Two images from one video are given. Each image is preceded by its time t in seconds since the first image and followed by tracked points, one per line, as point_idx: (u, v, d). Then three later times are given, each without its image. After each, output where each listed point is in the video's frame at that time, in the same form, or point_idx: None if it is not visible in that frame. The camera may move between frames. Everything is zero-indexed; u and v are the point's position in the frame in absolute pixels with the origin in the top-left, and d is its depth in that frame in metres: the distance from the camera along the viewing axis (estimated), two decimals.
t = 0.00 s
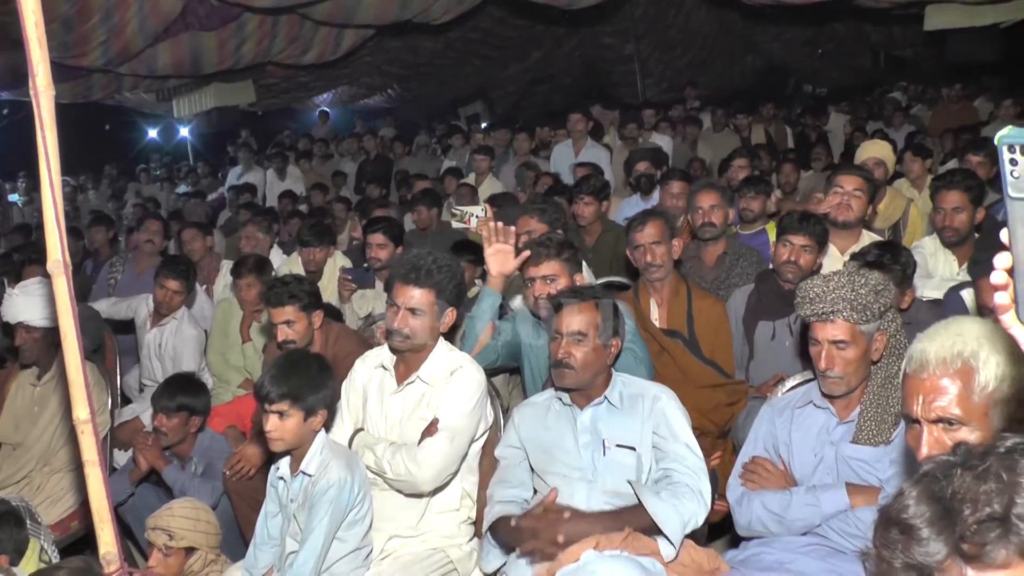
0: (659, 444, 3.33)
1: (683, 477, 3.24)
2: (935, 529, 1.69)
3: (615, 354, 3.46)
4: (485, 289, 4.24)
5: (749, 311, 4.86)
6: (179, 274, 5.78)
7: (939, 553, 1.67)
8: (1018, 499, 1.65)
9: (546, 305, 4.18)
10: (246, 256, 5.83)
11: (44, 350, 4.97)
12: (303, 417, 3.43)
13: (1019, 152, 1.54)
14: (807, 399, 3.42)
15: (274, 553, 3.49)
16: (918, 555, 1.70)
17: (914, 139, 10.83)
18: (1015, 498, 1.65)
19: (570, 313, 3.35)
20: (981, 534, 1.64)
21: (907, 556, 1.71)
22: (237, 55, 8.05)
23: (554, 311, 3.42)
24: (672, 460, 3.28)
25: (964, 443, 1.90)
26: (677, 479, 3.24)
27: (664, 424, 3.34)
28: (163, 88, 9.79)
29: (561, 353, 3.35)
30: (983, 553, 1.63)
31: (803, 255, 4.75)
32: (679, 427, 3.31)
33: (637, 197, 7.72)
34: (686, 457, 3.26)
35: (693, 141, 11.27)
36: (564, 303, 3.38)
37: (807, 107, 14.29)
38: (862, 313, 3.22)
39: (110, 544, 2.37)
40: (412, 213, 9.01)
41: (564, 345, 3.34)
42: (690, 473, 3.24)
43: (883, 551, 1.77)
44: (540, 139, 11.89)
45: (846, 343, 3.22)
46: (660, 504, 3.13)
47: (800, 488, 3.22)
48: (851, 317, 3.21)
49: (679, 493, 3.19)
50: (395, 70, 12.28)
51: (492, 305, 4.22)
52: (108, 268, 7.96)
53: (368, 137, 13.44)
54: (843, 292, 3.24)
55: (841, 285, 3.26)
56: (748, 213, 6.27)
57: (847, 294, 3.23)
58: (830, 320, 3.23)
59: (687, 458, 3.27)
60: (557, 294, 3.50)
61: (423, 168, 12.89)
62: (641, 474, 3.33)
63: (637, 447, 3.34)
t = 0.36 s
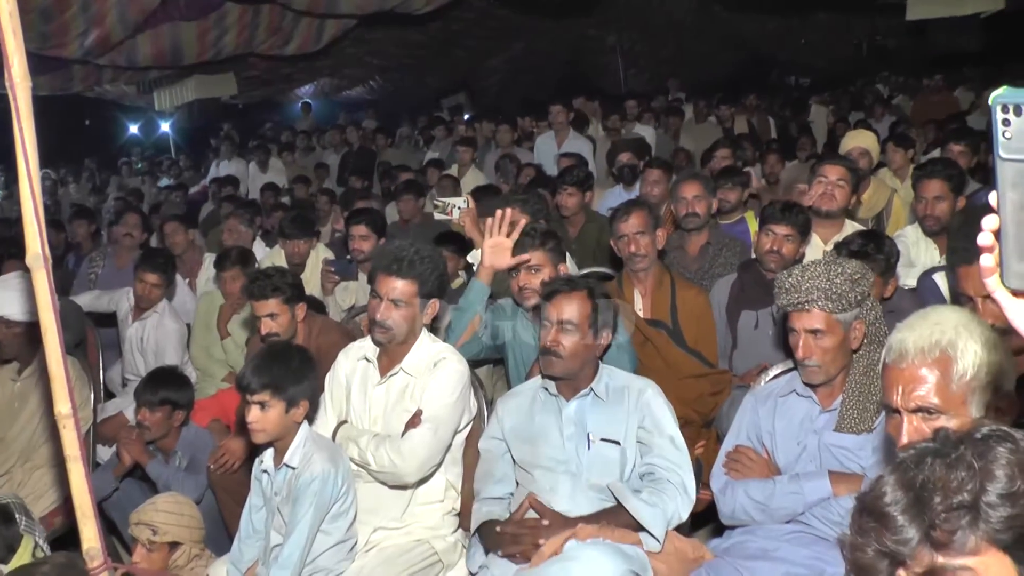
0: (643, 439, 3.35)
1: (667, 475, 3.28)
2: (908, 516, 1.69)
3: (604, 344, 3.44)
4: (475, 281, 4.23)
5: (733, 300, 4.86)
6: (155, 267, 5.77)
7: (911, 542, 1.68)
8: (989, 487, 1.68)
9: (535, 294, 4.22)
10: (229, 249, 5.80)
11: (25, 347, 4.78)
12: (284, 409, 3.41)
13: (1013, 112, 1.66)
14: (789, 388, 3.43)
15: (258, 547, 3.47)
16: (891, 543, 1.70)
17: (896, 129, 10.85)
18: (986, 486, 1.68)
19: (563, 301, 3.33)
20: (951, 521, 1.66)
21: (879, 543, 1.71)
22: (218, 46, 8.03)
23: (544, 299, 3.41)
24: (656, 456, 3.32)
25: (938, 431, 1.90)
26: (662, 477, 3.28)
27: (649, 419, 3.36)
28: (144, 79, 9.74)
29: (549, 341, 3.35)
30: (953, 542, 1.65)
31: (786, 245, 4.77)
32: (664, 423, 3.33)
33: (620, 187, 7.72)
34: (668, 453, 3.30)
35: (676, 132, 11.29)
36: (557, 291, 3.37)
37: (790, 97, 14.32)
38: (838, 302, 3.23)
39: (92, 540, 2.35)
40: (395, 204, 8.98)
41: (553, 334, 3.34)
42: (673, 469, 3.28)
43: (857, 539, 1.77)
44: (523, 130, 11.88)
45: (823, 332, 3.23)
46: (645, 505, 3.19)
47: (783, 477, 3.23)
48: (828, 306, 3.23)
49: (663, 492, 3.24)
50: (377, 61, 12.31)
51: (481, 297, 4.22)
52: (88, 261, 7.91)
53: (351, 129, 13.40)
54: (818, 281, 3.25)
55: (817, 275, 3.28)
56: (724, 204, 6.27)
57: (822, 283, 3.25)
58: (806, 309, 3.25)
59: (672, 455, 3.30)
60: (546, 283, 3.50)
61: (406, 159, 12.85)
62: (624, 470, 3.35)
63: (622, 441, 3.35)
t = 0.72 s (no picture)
0: (633, 432, 3.36)
1: (659, 467, 3.30)
2: (891, 507, 1.71)
3: (592, 340, 3.44)
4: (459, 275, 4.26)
5: (718, 292, 4.87)
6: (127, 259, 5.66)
7: (895, 533, 1.69)
8: (969, 477, 1.68)
9: (523, 288, 4.22)
10: (214, 243, 5.78)
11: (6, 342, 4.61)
12: (269, 404, 3.40)
13: (997, 98, 1.52)
14: (774, 379, 3.44)
15: (244, 543, 3.47)
16: (874, 533, 1.71)
17: (880, 122, 10.87)
18: (966, 475, 1.68)
19: (546, 297, 3.37)
20: (932, 511, 1.67)
21: (862, 534, 1.73)
22: (202, 40, 8.12)
23: (530, 295, 3.45)
24: (650, 453, 3.33)
25: (922, 421, 1.91)
26: (654, 470, 3.30)
27: (639, 412, 3.36)
28: (127, 73, 9.71)
29: (532, 335, 3.37)
30: (933, 532, 1.66)
31: (770, 237, 4.78)
32: (654, 416, 3.35)
33: (605, 180, 7.73)
34: (663, 449, 3.31)
35: (661, 124, 11.31)
36: (543, 286, 3.43)
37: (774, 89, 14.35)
38: (821, 294, 3.24)
39: (77, 538, 2.34)
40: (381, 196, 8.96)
41: (536, 327, 3.36)
42: (669, 465, 3.29)
43: (841, 530, 1.79)
44: (508, 123, 11.88)
45: (806, 324, 3.24)
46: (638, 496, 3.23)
47: (768, 468, 3.24)
48: (810, 298, 3.24)
49: (655, 485, 3.27)
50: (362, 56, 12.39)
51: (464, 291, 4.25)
52: (71, 256, 7.87)
53: (336, 123, 13.37)
54: (802, 273, 3.27)
55: (801, 267, 3.29)
56: (709, 196, 6.29)
57: (805, 275, 3.26)
58: (790, 301, 3.26)
59: (663, 448, 3.32)
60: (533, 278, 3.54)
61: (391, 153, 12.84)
62: (618, 463, 3.35)
63: (612, 433, 3.35)
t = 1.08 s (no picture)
0: (615, 433, 3.37)
1: (641, 469, 3.31)
2: (876, 502, 1.71)
3: (574, 333, 3.42)
4: (441, 273, 4.35)
5: (702, 287, 4.89)
6: (100, 258, 5.62)
7: (880, 528, 1.70)
8: (953, 471, 1.69)
9: (502, 289, 4.15)
10: (196, 241, 5.76)
11: None
12: (252, 402, 3.39)
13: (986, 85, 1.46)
14: (757, 375, 3.45)
15: (229, 542, 3.46)
16: (860, 528, 1.72)
17: (863, 119, 10.90)
18: (950, 469, 1.69)
19: (528, 292, 3.37)
20: (918, 505, 1.68)
21: (848, 528, 1.74)
22: (185, 35, 8.17)
23: (511, 291, 3.44)
24: (632, 454, 3.34)
25: (904, 416, 1.92)
26: (635, 472, 3.32)
27: (622, 413, 3.38)
28: (110, 69, 9.69)
29: (513, 330, 3.36)
30: (919, 526, 1.66)
31: (754, 233, 4.80)
32: (636, 417, 3.36)
33: (589, 177, 7.74)
34: (644, 451, 3.33)
35: (644, 121, 11.34)
36: (522, 281, 3.41)
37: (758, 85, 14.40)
38: (805, 290, 3.26)
39: (60, 538, 2.33)
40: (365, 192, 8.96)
41: (517, 322, 3.35)
42: (650, 467, 3.31)
43: (825, 525, 1.80)
44: (492, 119, 11.88)
45: (789, 320, 3.25)
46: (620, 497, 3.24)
47: (752, 463, 3.25)
48: (794, 294, 3.25)
49: (637, 486, 3.29)
50: (347, 51, 12.76)
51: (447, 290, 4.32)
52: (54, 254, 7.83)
53: (320, 119, 13.34)
54: (786, 269, 3.28)
55: (785, 263, 3.30)
56: (697, 193, 6.30)
57: (789, 271, 3.27)
58: (774, 297, 3.27)
59: (644, 450, 3.33)
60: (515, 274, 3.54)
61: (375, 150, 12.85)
62: (600, 463, 3.36)
63: (595, 434, 3.36)
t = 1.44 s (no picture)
0: (601, 431, 3.38)
1: (627, 467, 3.32)
2: (860, 500, 1.72)
3: (556, 331, 3.42)
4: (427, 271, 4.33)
5: (688, 286, 4.90)
6: (76, 261, 5.59)
7: (864, 527, 1.70)
8: (935, 468, 1.69)
9: (487, 291, 4.11)
10: (182, 241, 5.72)
11: None
12: (238, 404, 3.38)
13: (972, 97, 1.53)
14: (743, 372, 3.46)
15: (214, 544, 3.44)
16: (845, 527, 1.72)
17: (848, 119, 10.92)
18: (932, 467, 1.70)
19: (511, 290, 3.36)
20: (901, 503, 1.68)
21: (832, 527, 1.74)
22: (170, 33, 8.15)
23: (495, 290, 3.44)
24: (619, 452, 3.35)
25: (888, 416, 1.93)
26: (622, 470, 3.33)
27: (608, 411, 3.38)
28: (94, 67, 9.64)
29: (497, 328, 3.36)
30: (903, 523, 1.67)
31: (739, 232, 4.81)
32: (623, 415, 3.37)
33: (575, 176, 7.73)
34: (631, 448, 3.34)
35: (630, 120, 11.35)
36: (506, 280, 3.41)
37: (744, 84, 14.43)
38: (791, 288, 3.26)
39: (44, 540, 2.30)
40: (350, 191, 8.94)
41: (501, 320, 3.35)
42: (636, 464, 3.32)
43: (810, 524, 1.80)
44: (477, 118, 11.88)
45: (775, 317, 3.26)
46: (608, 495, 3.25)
47: (738, 461, 3.26)
48: (780, 292, 3.26)
49: (625, 483, 3.30)
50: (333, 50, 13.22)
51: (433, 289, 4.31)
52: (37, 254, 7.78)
53: (306, 119, 13.31)
54: (772, 267, 3.28)
55: (771, 261, 3.30)
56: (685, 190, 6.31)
57: (775, 269, 3.28)
58: (760, 295, 3.28)
59: (631, 447, 3.34)
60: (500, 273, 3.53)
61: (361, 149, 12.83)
62: (587, 461, 3.37)
63: (581, 433, 3.36)
